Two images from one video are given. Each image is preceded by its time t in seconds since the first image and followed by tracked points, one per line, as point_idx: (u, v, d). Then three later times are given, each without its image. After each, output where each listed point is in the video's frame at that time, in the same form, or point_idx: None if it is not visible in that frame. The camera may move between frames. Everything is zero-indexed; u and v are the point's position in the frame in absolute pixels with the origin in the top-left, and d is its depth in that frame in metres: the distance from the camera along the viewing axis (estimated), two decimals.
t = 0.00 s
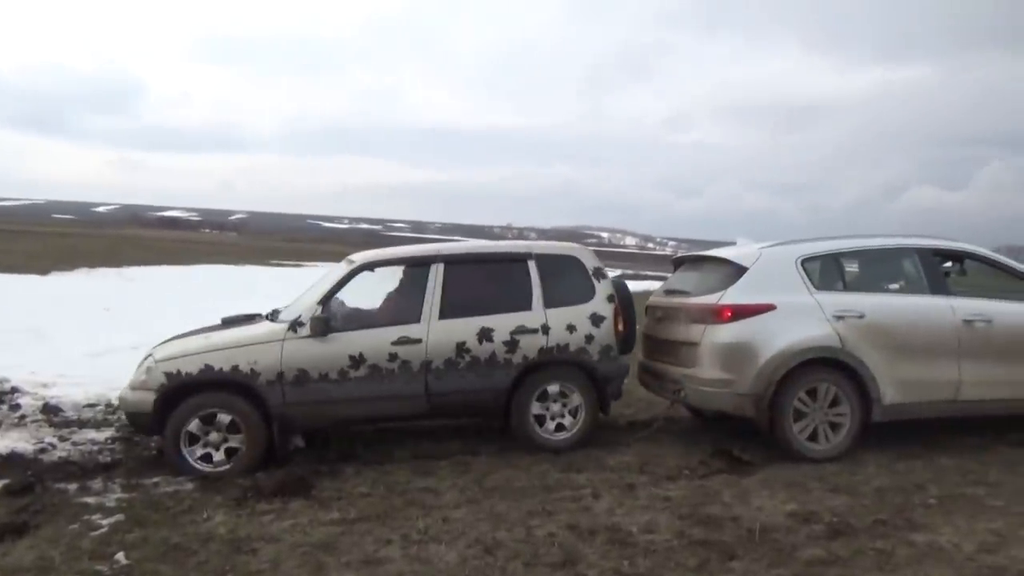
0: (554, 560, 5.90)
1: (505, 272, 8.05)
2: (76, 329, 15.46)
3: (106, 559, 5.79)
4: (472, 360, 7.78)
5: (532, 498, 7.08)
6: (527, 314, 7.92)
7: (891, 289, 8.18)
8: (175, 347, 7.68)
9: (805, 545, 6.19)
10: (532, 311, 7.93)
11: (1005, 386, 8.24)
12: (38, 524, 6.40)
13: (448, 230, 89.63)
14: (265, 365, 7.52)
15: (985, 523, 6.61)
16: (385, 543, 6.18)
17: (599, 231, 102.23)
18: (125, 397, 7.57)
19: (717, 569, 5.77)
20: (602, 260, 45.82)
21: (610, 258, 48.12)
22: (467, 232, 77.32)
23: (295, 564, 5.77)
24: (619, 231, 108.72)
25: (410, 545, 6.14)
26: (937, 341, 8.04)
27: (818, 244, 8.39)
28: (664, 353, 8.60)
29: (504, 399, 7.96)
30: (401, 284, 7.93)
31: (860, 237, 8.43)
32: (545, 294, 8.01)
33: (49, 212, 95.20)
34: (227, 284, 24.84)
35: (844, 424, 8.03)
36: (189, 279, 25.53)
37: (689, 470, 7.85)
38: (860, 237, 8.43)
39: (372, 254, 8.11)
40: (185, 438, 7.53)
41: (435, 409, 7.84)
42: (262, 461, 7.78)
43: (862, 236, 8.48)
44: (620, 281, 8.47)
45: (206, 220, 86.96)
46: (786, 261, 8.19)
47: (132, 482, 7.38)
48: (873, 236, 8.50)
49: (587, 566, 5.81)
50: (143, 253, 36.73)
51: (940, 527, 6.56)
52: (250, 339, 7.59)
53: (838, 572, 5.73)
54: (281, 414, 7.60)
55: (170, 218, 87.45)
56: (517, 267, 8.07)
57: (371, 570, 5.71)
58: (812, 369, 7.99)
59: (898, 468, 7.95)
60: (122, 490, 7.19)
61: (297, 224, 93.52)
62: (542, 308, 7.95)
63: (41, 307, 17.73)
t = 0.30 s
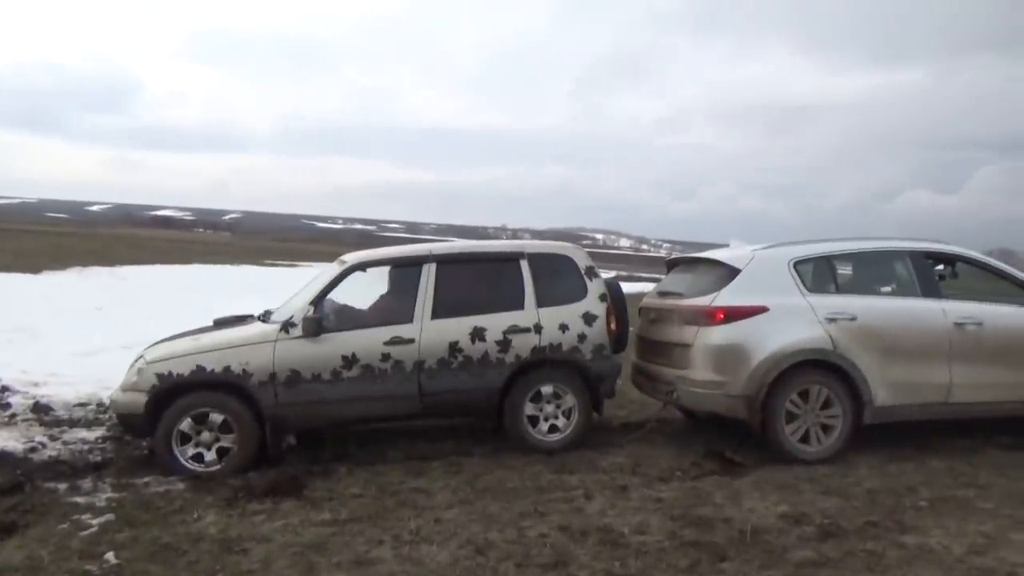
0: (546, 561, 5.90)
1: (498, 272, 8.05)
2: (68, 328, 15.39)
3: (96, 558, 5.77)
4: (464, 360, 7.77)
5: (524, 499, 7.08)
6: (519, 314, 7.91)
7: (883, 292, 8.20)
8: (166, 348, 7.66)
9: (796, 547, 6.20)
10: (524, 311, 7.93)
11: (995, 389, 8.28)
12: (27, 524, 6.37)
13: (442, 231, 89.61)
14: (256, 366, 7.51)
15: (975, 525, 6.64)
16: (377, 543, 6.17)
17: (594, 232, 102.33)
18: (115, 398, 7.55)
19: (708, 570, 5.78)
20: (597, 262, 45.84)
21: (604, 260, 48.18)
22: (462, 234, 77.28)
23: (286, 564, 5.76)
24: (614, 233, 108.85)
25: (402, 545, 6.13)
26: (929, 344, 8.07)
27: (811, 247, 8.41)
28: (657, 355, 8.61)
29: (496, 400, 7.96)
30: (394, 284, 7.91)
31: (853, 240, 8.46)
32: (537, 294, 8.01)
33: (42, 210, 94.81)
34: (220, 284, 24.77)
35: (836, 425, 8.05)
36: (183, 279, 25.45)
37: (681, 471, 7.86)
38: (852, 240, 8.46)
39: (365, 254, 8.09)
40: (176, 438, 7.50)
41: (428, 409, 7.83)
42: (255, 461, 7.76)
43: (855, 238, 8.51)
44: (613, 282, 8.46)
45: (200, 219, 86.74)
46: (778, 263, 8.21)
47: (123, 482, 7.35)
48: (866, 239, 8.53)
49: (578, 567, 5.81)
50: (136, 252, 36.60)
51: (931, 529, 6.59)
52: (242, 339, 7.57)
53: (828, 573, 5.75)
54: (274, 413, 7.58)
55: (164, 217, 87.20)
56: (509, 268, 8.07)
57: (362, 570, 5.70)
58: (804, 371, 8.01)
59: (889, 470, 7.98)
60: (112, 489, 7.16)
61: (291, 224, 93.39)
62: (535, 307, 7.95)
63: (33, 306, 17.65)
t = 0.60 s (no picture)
0: (545, 563, 5.90)
1: (498, 274, 8.06)
2: (73, 330, 15.47)
3: (96, 559, 5.79)
4: (465, 361, 7.78)
5: (524, 501, 7.09)
6: (520, 315, 7.92)
7: (885, 294, 8.19)
8: (167, 349, 7.70)
9: (796, 549, 6.19)
10: (524, 313, 7.94)
11: (997, 391, 8.25)
12: (29, 524, 6.41)
13: (447, 233, 89.71)
14: (256, 367, 7.54)
15: (976, 528, 6.62)
16: (376, 545, 6.19)
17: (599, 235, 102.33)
18: (117, 399, 7.58)
19: (707, 573, 5.77)
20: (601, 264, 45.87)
21: (609, 262, 48.21)
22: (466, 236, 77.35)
23: (286, 566, 5.78)
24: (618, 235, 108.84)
25: (401, 547, 6.15)
26: (930, 346, 8.06)
27: (812, 249, 8.41)
28: (657, 357, 8.61)
29: (497, 401, 7.96)
30: (394, 286, 7.93)
31: (854, 242, 8.45)
32: (538, 295, 8.02)
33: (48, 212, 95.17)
34: (225, 286, 24.86)
35: (837, 427, 8.04)
36: (187, 281, 25.56)
37: (682, 473, 7.86)
38: (853, 242, 8.45)
39: (367, 255, 8.11)
40: (178, 439, 7.53)
41: (428, 411, 7.84)
42: (256, 463, 7.78)
43: (856, 240, 8.50)
44: (614, 284, 8.45)
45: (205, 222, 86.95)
46: (779, 266, 8.21)
47: (124, 483, 7.39)
48: (867, 241, 8.52)
49: (577, 569, 5.81)
50: (142, 255, 36.75)
51: (932, 531, 6.57)
52: (243, 340, 7.60)
53: None
54: (275, 415, 7.60)
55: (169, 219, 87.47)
56: (510, 270, 8.08)
57: (362, 572, 5.71)
58: (804, 373, 8.00)
59: (891, 472, 7.96)
60: (114, 490, 7.20)
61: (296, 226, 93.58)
62: (535, 309, 7.96)
63: (39, 308, 17.75)
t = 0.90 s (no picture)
0: (551, 566, 5.89)
1: (506, 276, 7.98)
2: (85, 333, 15.61)
3: (105, 562, 5.85)
4: (472, 364, 7.74)
5: (531, 504, 7.09)
6: (528, 318, 7.84)
7: (893, 295, 8.13)
8: (177, 352, 7.75)
9: (804, 553, 6.16)
10: (533, 315, 7.86)
11: (1007, 393, 8.17)
12: (39, 527, 6.47)
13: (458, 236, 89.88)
14: (265, 370, 7.57)
15: (988, 531, 6.55)
16: (383, 548, 6.21)
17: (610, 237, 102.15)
18: (127, 403, 7.65)
19: None
20: (612, 266, 45.79)
21: (620, 264, 48.13)
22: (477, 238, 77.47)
23: (293, 569, 5.80)
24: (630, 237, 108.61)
25: (408, 550, 6.16)
26: (939, 348, 8.00)
27: (820, 250, 8.36)
28: (663, 360, 8.59)
29: (504, 404, 7.91)
30: (401, 289, 7.89)
31: (862, 244, 8.40)
32: (547, 297, 7.93)
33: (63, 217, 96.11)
34: (237, 289, 25.02)
35: (844, 430, 8.01)
36: (200, 285, 25.76)
37: (691, 477, 7.83)
38: (861, 244, 8.40)
39: (375, 258, 8.07)
40: (187, 442, 7.59)
41: (436, 414, 7.83)
42: (265, 465, 7.83)
43: (864, 242, 8.44)
44: (622, 285, 8.39)
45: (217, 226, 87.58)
46: (786, 268, 8.17)
47: (135, 485, 7.46)
48: (875, 242, 8.46)
49: (584, 572, 5.81)
50: (155, 258, 37.08)
51: (942, 535, 6.52)
52: (251, 344, 7.64)
53: None
54: (283, 418, 7.64)
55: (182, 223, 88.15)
56: (518, 272, 8.00)
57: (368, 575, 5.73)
58: (811, 376, 7.96)
59: (902, 475, 7.90)
60: (124, 493, 7.26)
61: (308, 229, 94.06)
62: (543, 311, 7.88)
63: (52, 311, 17.93)
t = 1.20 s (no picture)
0: (551, 572, 5.89)
1: (506, 281, 7.97)
2: (87, 339, 15.65)
3: (105, 567, 5.85)
4: (472, 369, 7.73)
5: (531, 510, 7.08)
6: (529, 323, 7.83)
7: (893, 300, 8.12)
8: (178, 358, 7.77)
9: (804, 558, 6.15)
10: (533, 320, 7.85)
11: (1008, 398, 8.16)
12: (39, 532, 6.48)
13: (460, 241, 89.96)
14: (265, 376, 7.59)
15: (989, 537, 6.54)
16: (383, 553, 6.20)
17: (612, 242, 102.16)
18: (128, 408, 7.66)
19: None
20: (614, 270, 45.76)
21: (622, 269, 48.11)
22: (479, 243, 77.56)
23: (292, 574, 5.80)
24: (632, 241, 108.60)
25: (407, 555, 6.16)
26: (939, 353, 7.99)
27: (820, 255, 8.36)
28: (663, 366, 8.58)
29: (505, 409, 7.87)
30: (401, 294, 7.88)
31: (862, 248, 8.40)
32: (547, 301, 7.93)
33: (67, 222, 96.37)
34: (239, 294, 25.05)
35: (844, 434, 8.00)
36: (201, 290, 25.80)
37: (691, 482, 7.82)
38: (861, 248, 8.40)
39: (375, 263, 8.05)
40: (187, 448, 7.59)
41: (436, 419, 7.81)
42: (266, 471, 7.82)
43: (864, 247, 8.44)
44: (622, 290, 8.37)
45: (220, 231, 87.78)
46: (787, 272, 8.18)
47: (135, 491, 7.47)
48: (876, 247, 8.45)
49: None
50: (157, 263, 37.16)
51: (943, 540, 6.50)
52: (252, 349, 7.65)
53: None
54: (283, 423, 7.64)
55: (185, 228, 88.34)
56: (519, 276, 7.99)
57: None
58: (810, 381, 7.95)
59: (903, 481, 7.88)
60: (124, 498, 7.27)
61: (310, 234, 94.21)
62: (544, 316, 7.86)
63: (54, 317, 17.97)
